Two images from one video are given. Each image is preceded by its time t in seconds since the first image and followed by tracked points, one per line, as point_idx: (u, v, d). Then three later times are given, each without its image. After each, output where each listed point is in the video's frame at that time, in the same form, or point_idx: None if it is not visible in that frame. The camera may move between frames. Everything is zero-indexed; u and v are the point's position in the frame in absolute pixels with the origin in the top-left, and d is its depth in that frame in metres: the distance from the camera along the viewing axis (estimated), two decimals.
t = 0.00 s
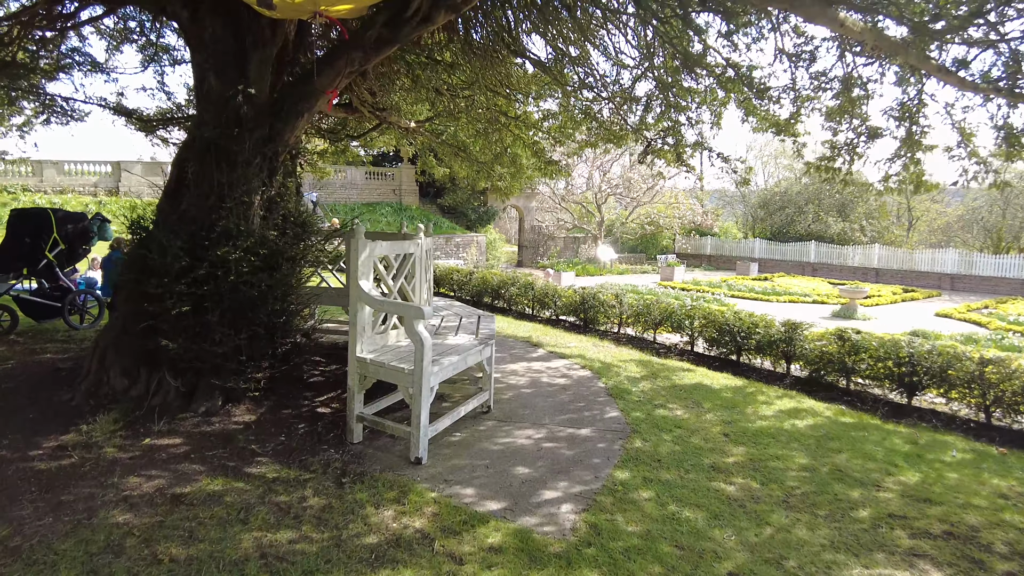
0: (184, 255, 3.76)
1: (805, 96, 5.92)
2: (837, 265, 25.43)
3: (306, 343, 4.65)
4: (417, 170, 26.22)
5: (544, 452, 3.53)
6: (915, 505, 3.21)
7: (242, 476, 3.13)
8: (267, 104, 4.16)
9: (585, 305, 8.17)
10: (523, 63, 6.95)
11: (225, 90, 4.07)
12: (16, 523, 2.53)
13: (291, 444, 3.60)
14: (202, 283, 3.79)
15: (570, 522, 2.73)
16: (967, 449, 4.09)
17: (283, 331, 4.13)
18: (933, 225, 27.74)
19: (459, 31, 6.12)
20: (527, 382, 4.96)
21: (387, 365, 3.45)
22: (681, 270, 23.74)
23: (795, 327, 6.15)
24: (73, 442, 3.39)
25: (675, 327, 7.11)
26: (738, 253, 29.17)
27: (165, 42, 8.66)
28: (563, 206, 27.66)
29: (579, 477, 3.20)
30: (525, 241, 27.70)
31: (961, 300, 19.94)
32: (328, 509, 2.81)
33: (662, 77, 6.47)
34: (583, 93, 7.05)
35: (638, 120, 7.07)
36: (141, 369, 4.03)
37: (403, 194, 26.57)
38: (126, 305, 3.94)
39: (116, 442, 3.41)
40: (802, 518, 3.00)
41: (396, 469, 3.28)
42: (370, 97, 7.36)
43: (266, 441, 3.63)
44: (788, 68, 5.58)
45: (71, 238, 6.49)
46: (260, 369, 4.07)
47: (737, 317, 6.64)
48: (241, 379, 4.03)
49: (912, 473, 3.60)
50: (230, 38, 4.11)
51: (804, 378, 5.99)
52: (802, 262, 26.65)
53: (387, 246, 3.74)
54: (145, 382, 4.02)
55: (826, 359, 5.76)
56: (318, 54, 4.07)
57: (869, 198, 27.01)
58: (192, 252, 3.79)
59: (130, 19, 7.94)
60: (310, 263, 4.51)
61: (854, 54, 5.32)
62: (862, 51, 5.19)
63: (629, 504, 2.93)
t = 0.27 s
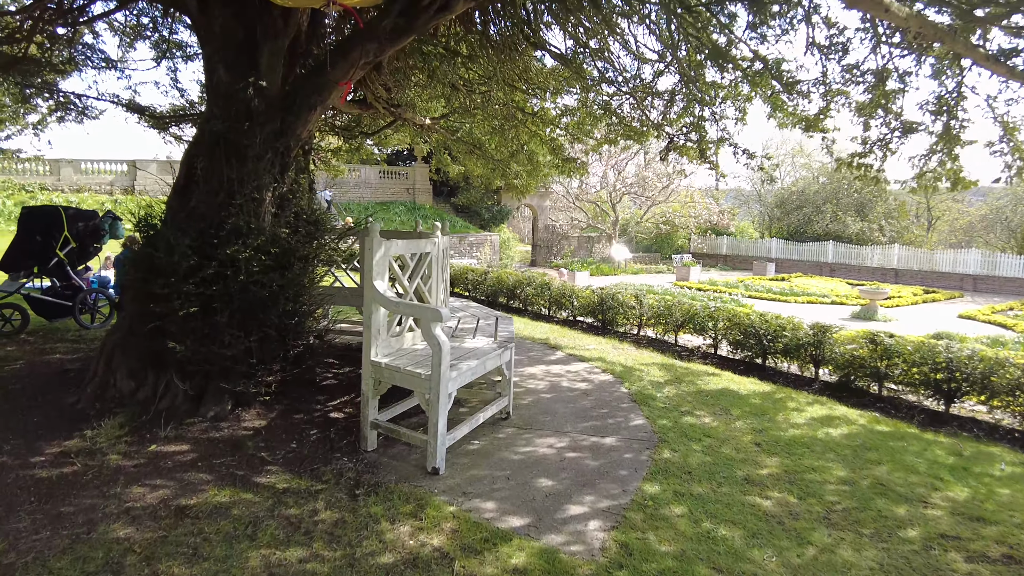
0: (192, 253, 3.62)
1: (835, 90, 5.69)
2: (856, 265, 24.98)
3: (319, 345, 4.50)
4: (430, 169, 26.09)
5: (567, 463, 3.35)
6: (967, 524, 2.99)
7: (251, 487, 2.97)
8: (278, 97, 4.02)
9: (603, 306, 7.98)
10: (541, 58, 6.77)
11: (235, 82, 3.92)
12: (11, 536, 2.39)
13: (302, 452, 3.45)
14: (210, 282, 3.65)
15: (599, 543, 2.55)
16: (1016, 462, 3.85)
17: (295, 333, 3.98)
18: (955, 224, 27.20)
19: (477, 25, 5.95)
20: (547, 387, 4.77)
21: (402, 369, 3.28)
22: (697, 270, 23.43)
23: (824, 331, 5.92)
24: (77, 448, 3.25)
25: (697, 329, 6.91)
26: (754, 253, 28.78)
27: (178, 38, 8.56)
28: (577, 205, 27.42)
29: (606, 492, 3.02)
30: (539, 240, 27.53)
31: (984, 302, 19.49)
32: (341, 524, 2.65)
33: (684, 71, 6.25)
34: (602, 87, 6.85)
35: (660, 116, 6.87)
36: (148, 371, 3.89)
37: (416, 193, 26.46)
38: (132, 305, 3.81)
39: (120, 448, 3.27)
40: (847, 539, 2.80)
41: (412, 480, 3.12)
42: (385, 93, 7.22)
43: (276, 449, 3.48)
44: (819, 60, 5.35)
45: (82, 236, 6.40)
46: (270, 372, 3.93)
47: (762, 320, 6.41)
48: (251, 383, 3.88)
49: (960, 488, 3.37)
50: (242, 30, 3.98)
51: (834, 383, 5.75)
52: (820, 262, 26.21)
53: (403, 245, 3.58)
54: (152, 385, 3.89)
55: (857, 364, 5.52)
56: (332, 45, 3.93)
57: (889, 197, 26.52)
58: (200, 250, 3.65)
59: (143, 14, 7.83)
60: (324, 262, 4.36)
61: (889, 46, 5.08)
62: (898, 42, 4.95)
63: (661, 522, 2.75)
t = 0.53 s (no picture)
0: (199, 257, 3.46)
1: (867, 86, 5.46)
2: (871, 267, 24.56)
3: (331, 352, 4.33)
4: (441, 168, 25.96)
5: (593, 482, 3.16)
6: None
7: (259, 507, 2.80)
8: (290, 93, 3.86)
9: (620, 309, 7.77)
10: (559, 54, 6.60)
11: (245, 78, 3.77)
12: (2, 562, 2.23)
13: (313, 467, 3.28)
14: (217, 287, 3.49)
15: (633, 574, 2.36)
16: None
17: (306, 339, 3.82)
18: (974, 225, 26.73)
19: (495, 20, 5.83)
20: (566, 396, 4.58)
21: (419, 381, 3.10)
22: (710, 271, 23.12)
23: (853, 338, 5.69)
24: (78, 462, 3.09)
25: (719, 334, 6.72)
26: (768, 254, 28.43)
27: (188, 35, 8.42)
28: (589, 205, 27.18)
29: (636, 515, 2.83)
30: (550, 240, 27.34)
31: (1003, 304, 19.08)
32: (354, 549, 2.47)
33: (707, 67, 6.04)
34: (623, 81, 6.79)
35: (681, 115, 6.70)
36: (154, 379, 3.74)
37: (427, 192, 26.33)
38: (138, 311, 3.66)
39: (122, 462, 3.11)
40: (899, 569, 2.59)
41: (429, 499, 2.94)
42: (399, 90, 7.06)
43: (286, 463, 3.31)
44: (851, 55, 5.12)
45: (89, 237, 6.25)
46: (281, 381, 3.77)
47: (787, 326, 6.19)
48: (260, 392, 3.72)
49: (1013, 511, 3.15)
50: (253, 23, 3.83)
51: (864, 392, 5.52)
52: (834, 264, 25.68)
53: (419, 249, 3.40)
54: (158, 394, 3.74)
55: (889, 373, 5.29)
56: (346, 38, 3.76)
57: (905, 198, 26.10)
58: (207, 253, 3.49)
59: (153, 11, 7.70)
60: (336, 265, 4.20)
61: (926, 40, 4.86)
62: (935, 36, 4.72)
63: (698, 550, 2.55)
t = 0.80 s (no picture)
0: (195, 261, 3.32)
1: (885, 84, 5.28)
2: (878, 267, 24.29)
3: (333, 359, 4.19)
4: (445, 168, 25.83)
5: (606, 499, 3.01)
6: None
7: (255, 526, 2.66)
8: (290, 91, 3.72)
9: (628, 312, 7.61)
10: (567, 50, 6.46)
11: (244, 75, 3.63)
12: None
13: (313, 481, 3.14)
14: (214, 293, 3.35)
15: None
16: None
17: (306, 346, 3.68)
18: (983, 225, 26.45)
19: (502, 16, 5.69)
20: (576, 404, 4.42)
21: (424, 392, 2.96)
22: (716, 271, 22.91)
23: (871, 343, 5.51)
24: (67, 476, 2.96)
25: (731, 338, 6.57)
26: (774, 254, 28.21)
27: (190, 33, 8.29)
28: (593, 205, 27.00)
29: (653, 536, 2.68)
30: (554, 240, 27.18)
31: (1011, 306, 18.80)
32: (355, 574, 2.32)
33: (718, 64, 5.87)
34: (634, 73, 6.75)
35: (691, 114, 6.54)
36: (148, 388, 3.60)
37: (431, 192, 26.20)
38: (132, 317, 3.52)
39: (113, 476, 2.97)
40: None
41: (434, 517, 2.80)
42: (403, 89, 6.93)
43: (285, 477, 3.17)
44: (870, 52, 4.94)
45: (87, 238, 6.12)
46: (280, 390, 3.63)
47: (801, 330, 6.02)
48: (258, 401, 3.58)
49: None
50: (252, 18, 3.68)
51: (882, 400, 5.34)
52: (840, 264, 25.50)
53: (424, 253, 3.24)
54: (153, 403, 3.60)
55: (908, 380, 5.13)
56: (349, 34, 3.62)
57: (913, 198, 25.84)
58: (203, 257, 3.35)
59: (153, 8, 7.57)
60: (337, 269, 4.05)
61: (948, 36, 4.68)
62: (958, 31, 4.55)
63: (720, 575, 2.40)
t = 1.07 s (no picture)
0: (181, 259, 3.17)
1: (898, 76, 5.11)
2: (882, 267, 24.06)
3: (328, 362, 4.04)
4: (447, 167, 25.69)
5: (613, 509, 2.85)
6: None
7: (241, 539, 2.51)
8: (282, 82, 3.56)
9: (633, 312, 7.45)
10: (570, 43, 6.31)
11: (234, 64, 3.47)
12: None
13: (305, 490, 2.98)
14: (201, 292, 3.20)
15: None
16: None
17: (299, 347, 3.53)
18: (989, 224, 26.20)
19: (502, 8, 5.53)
20: (580, 408, 4.26)
21: (420, 397, 2.80)
22: (720, 270, 22.71)
23: (884, 344, 5.34)
24: (45, 485, 2.81)
25: (738, 338, 6.40)
26: (778, 253, 28.00)
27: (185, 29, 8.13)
28: (596, 204, 26.82)
29: (663, 550, 2.52)
30: (556, 240, 27.02)
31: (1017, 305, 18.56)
32: None
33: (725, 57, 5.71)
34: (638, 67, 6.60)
35: (698, 109, 6.39)
36: (135, 391, 3.45)
37: (433, 191, 26.05)
38: (117, 318, 3.37)
39: (93, 485, 2.82)
40: None
41: (430, 530, 2.64)
42: (402, 84, 6.78)
43: (275, 486, 3.02)
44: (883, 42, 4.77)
45: (78, 237, 5.97)
46: (272, 394, 3.48)
47: (812, 331, 5.85)
48: (249, 405, 3.43)
49: None
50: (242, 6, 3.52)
51: (896, 402, 5.17)
52: (845, 263, 25.23)
53: (422, 250, 3.08)
54: (139, 407, 3.44)
55: (923, 382, 4.96)
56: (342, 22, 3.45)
57: (918, 196, 25.62)
58: (191, 255, 3.20)
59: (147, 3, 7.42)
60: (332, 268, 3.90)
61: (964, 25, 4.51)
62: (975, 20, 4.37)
63: None
